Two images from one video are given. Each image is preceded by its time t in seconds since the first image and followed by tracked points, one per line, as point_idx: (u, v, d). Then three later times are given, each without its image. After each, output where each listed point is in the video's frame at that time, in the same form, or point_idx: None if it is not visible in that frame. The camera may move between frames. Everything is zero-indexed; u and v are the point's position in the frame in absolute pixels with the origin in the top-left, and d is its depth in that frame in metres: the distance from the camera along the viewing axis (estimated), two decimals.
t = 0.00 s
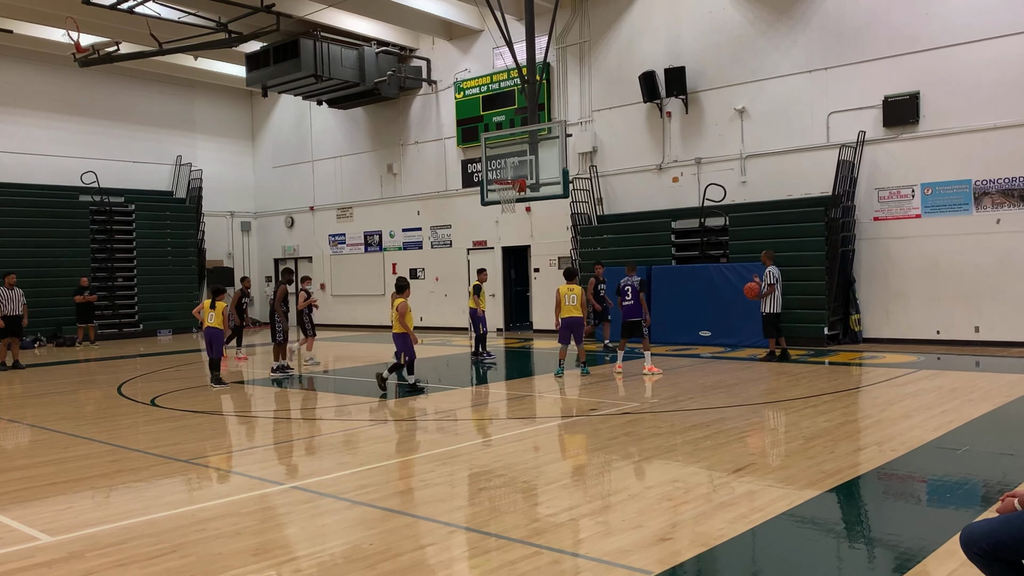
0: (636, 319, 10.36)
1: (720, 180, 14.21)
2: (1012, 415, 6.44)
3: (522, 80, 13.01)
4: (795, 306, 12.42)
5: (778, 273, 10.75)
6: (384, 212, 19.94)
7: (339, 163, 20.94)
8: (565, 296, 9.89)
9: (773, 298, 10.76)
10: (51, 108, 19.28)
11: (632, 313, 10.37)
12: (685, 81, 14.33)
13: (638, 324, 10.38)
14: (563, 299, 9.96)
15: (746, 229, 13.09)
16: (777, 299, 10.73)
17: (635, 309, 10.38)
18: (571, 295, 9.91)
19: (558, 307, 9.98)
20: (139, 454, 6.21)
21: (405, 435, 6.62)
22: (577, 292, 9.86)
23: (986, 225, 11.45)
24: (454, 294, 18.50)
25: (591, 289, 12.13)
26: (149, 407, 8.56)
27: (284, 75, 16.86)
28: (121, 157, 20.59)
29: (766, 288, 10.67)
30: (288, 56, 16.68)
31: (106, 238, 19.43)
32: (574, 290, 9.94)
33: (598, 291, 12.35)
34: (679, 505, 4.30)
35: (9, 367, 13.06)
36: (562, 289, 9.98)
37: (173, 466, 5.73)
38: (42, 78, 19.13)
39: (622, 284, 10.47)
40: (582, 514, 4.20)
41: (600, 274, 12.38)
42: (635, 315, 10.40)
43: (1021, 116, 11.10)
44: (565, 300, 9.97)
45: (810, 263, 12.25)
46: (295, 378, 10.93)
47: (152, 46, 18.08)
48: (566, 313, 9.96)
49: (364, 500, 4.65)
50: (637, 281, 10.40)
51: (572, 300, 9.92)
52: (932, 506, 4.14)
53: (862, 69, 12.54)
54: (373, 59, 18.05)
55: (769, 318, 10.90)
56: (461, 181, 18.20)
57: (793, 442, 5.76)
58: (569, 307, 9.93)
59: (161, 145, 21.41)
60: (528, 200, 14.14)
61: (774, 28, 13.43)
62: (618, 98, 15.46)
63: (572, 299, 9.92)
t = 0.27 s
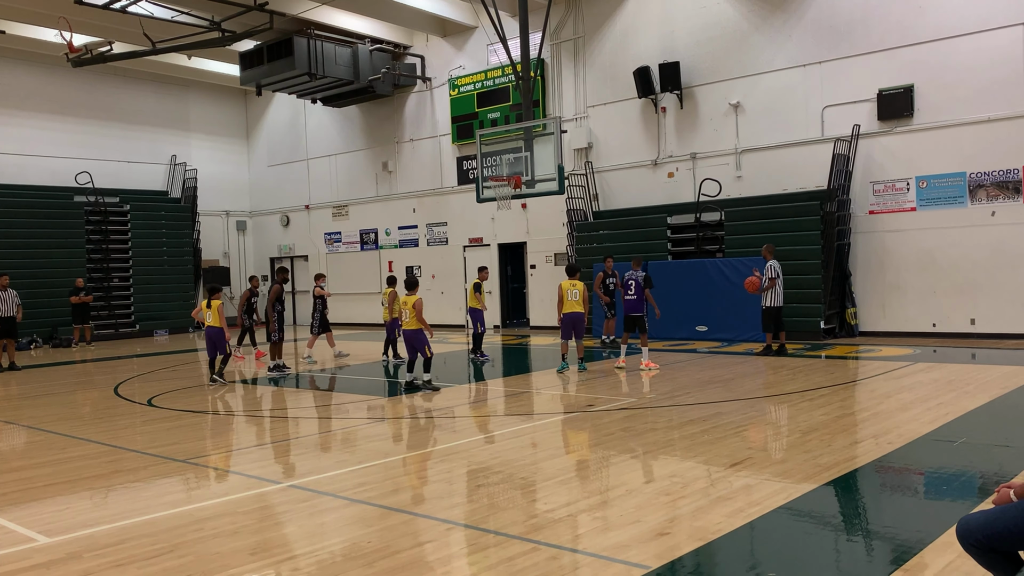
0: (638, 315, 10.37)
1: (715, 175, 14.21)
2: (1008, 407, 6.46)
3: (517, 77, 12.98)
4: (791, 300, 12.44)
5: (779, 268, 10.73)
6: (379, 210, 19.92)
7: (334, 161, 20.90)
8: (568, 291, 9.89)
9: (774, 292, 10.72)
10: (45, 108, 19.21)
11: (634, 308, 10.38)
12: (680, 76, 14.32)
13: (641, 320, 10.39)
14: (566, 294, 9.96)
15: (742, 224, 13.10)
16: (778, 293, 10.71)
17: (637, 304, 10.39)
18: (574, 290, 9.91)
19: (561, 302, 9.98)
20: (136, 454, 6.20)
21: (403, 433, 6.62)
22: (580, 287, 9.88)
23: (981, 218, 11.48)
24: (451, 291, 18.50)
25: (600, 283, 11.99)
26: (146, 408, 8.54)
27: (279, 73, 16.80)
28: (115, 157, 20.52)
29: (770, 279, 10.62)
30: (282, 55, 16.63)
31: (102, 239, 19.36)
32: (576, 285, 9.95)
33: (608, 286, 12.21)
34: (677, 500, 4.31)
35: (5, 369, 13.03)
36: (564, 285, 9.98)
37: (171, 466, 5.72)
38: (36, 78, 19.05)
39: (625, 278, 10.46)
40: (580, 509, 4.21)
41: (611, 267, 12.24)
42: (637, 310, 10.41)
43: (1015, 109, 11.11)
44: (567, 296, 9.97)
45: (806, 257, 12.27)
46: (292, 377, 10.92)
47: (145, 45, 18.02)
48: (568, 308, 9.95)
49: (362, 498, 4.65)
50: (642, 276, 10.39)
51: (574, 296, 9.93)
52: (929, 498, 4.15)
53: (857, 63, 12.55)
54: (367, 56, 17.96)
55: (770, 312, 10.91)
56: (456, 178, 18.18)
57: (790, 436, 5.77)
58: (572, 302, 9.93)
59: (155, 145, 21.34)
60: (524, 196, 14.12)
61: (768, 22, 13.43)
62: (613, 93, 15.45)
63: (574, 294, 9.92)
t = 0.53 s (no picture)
0: (635, 313, 10.38)
1: (712, 173, 14.23)
2: (1005, 403, 6.48)
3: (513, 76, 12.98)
4: (788, 298, 12.46)
5: (779, 265, 10.76)
6: (376, 209, 19.90)
7: (331, 161, 20.88)
8: (563, 291, 9.90)
9: (774, 289, 10.75)
10: (40, 109, 19.16)
11: (631, 307, 10.38)
12: (676, 75, 14.32)
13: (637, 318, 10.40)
14: (561, 293, 9.97)
15: (738, 222, 13.12)
16: (778, 289, 10.74)
17: (635, 303, 10.38)
18: (569, 289, 9.92)
19: (556, 302, 10.00)
20: (134, 455, 6.19)
21: (401, 432, 6.61)
22: (575, 287, 9.88)
23: (977, 215, 11.49)
24: (448, 290, 18.50)
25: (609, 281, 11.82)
26: (143, 408, 8.53)
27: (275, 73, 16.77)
28: (111, 158, 20.48)
29: (772, 275, 10.64)
30: (278, 54, 16.60)
31: (99, 239, 19.33)
32: (572, 285, 9.96)
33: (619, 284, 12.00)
34: (675, 498, 4.32)
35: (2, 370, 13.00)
36: (559, 284, 9.99)
37: (168, 467, 5.72)
38: (31, 78, 19.00)
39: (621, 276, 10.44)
40: (579, 508, 4.21)
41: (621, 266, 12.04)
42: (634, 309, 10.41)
43: (1011, 105, 11.13)
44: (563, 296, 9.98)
45: (803, 255, 12.29)
46: (290, 377, 10.91)
47: (141, 45, 17.98)
48: (564, 308, 9.96)
49: (360, 498, 4.65)
50: (638, 274, 10.38)
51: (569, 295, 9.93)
52: (926, 495, 4.16)
53: (852, 61, 12.56)
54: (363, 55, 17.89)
55: (770, 309, 10.92)
56: (453, 177, 18.17)
57: (788, 434, 5.78)
58: (567, 302, 9.93)
59: (152, 145, 21.31)
60: (520, 195, 14.12)
61: (764, 20, 13.44)
62: (610, 92, 15.45)
63: (569, 294, 9.93)
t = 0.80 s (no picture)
0: (627, 313, 10.41)
1: (711, 173, 14.22)
2: (1005, 403, 6.48)
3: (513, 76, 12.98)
4: (787, 298, 12.46)
5: (779, 266, 10.77)
6: (376, 209, 19.89)
7: (330, 161, 20.87)
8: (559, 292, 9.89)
9: (774, 288, 10.75)
10: (39, 109, 19.14)
11: (623, 307, 10.40)
12: (675, 75, 14.32)
13: (629, 318, 10.43)
14: (557, 294, 9.96)
15: (738, 222, 13.12)
16: (778, 289, 10.74)
17: (627, 303, 10.41)
18: (565, 289, 9.91)
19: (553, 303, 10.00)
20: (133, 455, 6.19)
21: (401, 433, 6.61)
22: (570, 288, 9.87)
23: (976, 214, 11.50)
24: (448, 290, 18.50)
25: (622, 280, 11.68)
26: (142, 409, 8.53)
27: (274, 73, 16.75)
28: (110, 158, 20.46)
29: (773, 275, 10.65)
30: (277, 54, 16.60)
31: (98, 239, 19.33)
32: (567, 285, 9.93)
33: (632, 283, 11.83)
34: (675, 498, 4.32)
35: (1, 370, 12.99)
36: (554, 285, 9.99)
37: (168, 467, 5.71)
38: (30, 78, 19.00)
39: (612, 277, 10.43)
40: (579, 508, 4.22)
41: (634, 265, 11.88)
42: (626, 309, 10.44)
43: (1010, 105, 11.13)
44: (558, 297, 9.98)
45: (802, 254, 12.31)
46: (290, 377, 10.90)
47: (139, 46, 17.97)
48: (562, 308, 9.96)
49: (360, 498, 4.64)
50: (629, 274, 10.37)
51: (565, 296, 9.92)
52: (926, 495, 4.16)
53: (852, 61, 12.56)
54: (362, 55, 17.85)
55: (770, 309, 10.92)
56: (453, 177, 18.17)
57: (787, 434, 5.77)
58: (563, 303, 9.94)
59: (151, 145, 21.29)
60: (520, 195, 14.12)
61: (763, 20, 13.44)
62: (609, 92, 15.45)
63: (564, 294, 9.92)
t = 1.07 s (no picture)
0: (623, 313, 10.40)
1: (711, 173, 14.22)
2: (1004, 402, 6.48)
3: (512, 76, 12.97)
4: (787, 297, 12.46)
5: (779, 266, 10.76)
6: (376, 209, 19.88)
7: (329, 161, 20.87)
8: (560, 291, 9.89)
9: (774, 288, 10.72)
10: (38, 110, 19.14)
11: (618, 306, 10.39)
12: (675, 74, 14.32)
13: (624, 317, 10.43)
14: (557, 294, 9.98)
15: (738, 222, 13.12)
16: (777, 289, 10.72)
17: (622, 302, 10.39)
18: (565, 289, 9.91)
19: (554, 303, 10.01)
20: (133, 456, 6.19)
21: (401, 433, 6.61)
22: (569, 287, 9.86)
23: (976, 213, 11.51)
24: (448, 290, 18.50)
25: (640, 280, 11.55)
26: (143, 409, 8.53)
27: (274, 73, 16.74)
28: (110, 159, 20.46)
29: (772, 275, 10.63)
30: (276, 54, 16.60)
31: (97, 240, 19.33)
32: (568, 284, 9.93)
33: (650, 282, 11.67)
34: (675, 497, 4.32)
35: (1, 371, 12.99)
36: (555, 284, 10.00)
37: (168, 467, 5.71)
38: (30, 79, 19.01)
39: (606, 277, 10.43)
40: (579, 508, 4.21)
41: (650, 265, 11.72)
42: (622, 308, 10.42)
43: (1010, 104, 11.13)
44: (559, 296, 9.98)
45: (802, 254, 12.31)
46: (291, 377, 10.90)
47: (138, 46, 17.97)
48: (562, 307, 9.97)
49: (360, 498, 4.64)
50: (623, 273, 10.36)
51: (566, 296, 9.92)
52: (926, 494, 4.16)
53: (851, 60, 12.56)
54: (362, 55, 17.83)
55: (769, 309, 10.90)
56: (452, 177, 18.16)
57: (787, 433, 5.77)
58: (564, 302, 9.93)
59: (151, 145, 21.29)
60: (519, 195, 14.12)
61: (763, 19, 13.44)
62: (609, 92, 15.45)
63: (564, 293, 9.93)
